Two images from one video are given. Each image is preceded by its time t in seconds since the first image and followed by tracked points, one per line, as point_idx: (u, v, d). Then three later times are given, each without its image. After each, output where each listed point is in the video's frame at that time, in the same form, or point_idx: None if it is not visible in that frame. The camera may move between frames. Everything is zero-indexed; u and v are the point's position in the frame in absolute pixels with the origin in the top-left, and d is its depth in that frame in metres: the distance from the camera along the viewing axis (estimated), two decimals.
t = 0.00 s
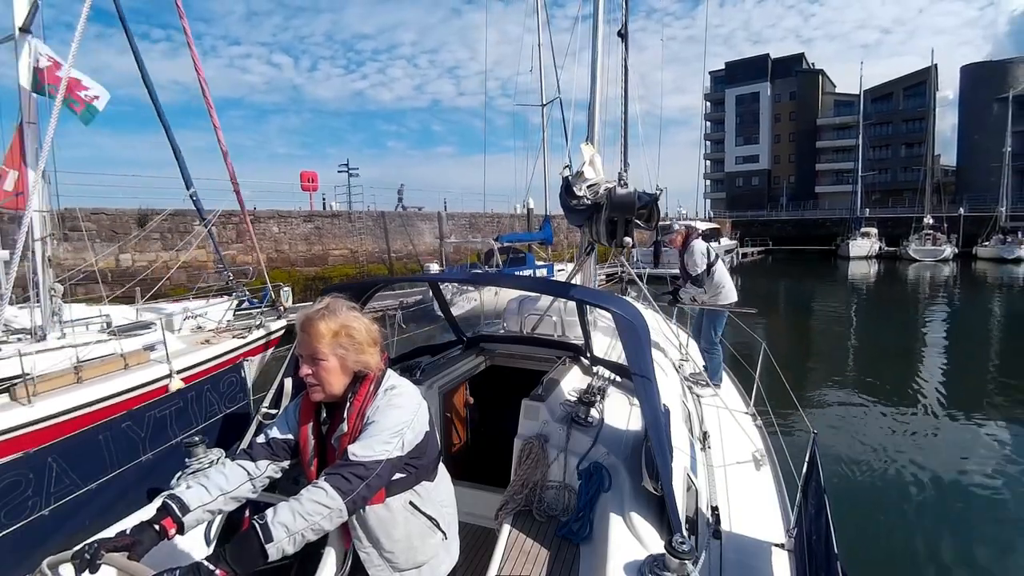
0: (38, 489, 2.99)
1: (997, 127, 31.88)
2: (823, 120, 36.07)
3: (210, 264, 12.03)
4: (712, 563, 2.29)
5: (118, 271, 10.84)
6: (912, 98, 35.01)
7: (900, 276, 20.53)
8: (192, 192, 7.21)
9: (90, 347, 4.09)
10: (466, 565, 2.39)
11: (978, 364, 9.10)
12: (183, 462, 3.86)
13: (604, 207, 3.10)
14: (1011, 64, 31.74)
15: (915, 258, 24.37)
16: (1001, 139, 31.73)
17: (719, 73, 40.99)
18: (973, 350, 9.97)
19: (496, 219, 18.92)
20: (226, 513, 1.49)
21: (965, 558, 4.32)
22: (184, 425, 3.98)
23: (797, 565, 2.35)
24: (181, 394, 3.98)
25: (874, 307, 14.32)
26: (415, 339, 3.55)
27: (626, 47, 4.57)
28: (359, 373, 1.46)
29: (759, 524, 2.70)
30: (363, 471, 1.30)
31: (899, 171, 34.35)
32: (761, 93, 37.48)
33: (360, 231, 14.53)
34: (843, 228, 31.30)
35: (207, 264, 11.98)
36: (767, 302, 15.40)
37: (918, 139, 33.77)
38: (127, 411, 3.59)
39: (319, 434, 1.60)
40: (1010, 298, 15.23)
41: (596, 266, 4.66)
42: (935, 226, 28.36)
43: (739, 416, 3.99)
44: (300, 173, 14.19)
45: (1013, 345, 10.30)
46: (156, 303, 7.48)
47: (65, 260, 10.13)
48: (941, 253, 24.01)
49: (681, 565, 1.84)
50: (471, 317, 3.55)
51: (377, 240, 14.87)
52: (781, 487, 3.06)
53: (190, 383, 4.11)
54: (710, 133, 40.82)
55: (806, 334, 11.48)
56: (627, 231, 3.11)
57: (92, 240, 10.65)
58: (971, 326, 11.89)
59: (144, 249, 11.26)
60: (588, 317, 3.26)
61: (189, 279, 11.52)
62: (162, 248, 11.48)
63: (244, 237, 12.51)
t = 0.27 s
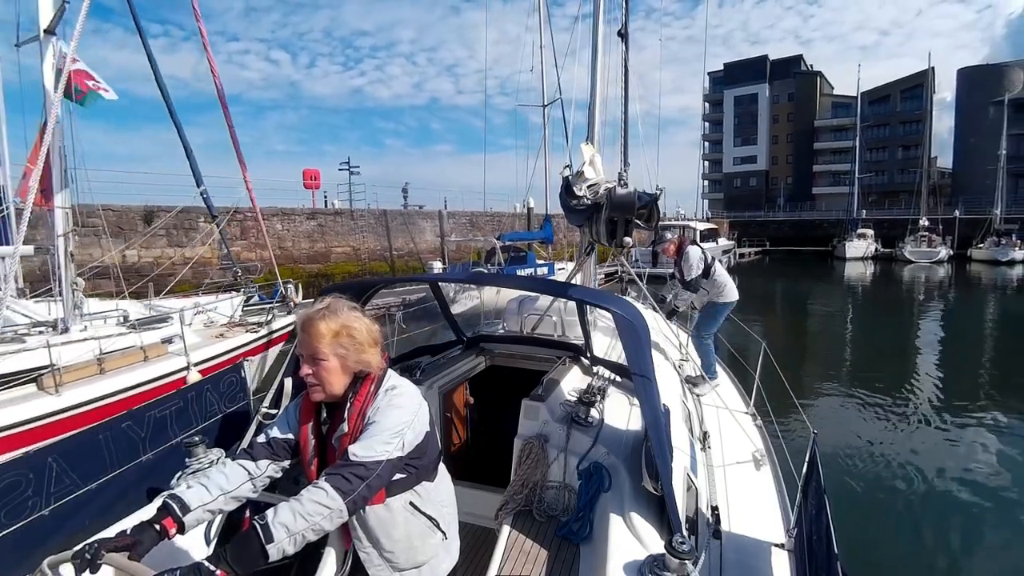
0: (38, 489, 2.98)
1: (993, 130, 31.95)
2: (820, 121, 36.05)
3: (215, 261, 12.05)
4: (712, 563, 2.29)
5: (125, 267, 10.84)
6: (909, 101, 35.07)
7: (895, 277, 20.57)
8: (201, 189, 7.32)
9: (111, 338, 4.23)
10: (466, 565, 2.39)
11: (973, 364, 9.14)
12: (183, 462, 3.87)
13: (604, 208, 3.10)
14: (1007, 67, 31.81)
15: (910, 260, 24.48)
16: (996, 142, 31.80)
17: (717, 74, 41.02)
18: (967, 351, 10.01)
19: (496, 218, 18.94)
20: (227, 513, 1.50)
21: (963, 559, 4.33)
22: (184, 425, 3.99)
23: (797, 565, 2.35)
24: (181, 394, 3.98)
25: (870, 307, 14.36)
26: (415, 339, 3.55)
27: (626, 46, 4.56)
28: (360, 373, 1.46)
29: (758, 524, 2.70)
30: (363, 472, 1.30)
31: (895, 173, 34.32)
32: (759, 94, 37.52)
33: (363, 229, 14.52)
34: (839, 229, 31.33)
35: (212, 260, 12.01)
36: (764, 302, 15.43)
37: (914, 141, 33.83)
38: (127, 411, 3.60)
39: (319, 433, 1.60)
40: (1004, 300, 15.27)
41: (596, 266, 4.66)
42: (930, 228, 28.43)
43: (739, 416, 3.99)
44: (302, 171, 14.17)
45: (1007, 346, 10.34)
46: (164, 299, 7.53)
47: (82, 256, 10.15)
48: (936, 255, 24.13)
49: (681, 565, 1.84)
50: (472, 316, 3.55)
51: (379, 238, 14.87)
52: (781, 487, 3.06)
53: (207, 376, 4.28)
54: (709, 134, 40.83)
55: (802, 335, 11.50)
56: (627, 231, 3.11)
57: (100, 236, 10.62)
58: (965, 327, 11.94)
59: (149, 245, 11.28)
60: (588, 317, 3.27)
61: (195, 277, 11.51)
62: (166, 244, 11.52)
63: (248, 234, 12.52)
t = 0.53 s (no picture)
0: (38, 489, 2.97)
1: (989, 133, 31.99)
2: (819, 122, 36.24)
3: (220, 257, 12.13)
4: (712, 563, 2.28)
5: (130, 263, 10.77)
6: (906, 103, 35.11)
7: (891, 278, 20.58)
8: (212, 187, 7.61)
9: (131, 331, 4.92)
10: (466, 565, 2.39)
11: (968, 365, 9.16)
12: (183, 462, 3.86)
13: (604, 207, 3.10)
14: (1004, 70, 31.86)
15: (906, 261, 24.59)
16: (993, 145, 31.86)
17: (716, 74, 40.99)
18: (959, 351, 10.06)
19: (496, 216, 18.92)
20: (227, 513, 1.49)
21: (960, 558, 4.33)
22: (184, 426, 3.99)
23: (797, 566, 2.35)
24: (181, 394, 3.98)
25: (865, 308, 14.39)
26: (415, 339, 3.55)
27: (625, 46, 4.55)
28: (358, 373, 1.46)
29: (758, 524, 2.70)
30: (363, 472, 1.30)
31: (892, 175, 34.16)
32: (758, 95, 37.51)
33: (365, 227, 14.53)
34: (836, 230, 31.33)
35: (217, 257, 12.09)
36: (761, 302, 15.45)
37: (911, 143, 33.84)
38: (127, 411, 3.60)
39: (319, 433, 1.60)
40: (999, 301, 15.31)
41: (596, 265, 4.65)
42: (926, 230, 28.43)
43: (739, 416, 3.99)
44: (305, 168, 14.14)
45: (1001, 347, 10.37)
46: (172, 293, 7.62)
47: (102, 249, 10.09)
48: (931, 257, 24.17)
49: (681, 566, 1.84)
50: (472, 316, 3.54)
51: (382, 236, 14.87)
52: (781, 487, 3.06)
53: (218, 368, 5.35)
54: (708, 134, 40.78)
55: (799, 334, 11.52)
56: (627, 231, 3.12)
57: (109, 232, 10.61)
58: (960, 328, 11.98)
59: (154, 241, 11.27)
60: (588, 317, 3.28)
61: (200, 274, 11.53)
62: (172, 240, 11.57)
63: (252, 231, 12.56)
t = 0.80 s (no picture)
0: (38, 489, 2.98)
1: (985, 137, 32.07)
2: (816, 124, 36.29)
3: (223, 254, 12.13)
4: (712, 563, 2.28)
5: (135, 257, 10.71)
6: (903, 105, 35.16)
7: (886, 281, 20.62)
8: (222, 185, 7.86)
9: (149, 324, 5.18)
10: (466, 565, 2.39)
11: (964, 366, 9.21)
12: (183, 462, 3.87)
13: (604, 207, 3.10)
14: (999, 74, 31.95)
15: (901, 262, 24.69)
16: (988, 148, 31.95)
17: (715, 75, 41.00)
18: (950, 352, 10.12)
19: (497, 215, 18.91)
20: (227, 513, 1.50)
21: (955, 558, 4.34)
22: (184, 426, 3.99)
23: (797, 566, 2.35)
24: (181, 394, 3.98)
25: (860, 309, 14.44)
26: (415, 339, 3.55)
27: (625, 46, 4.55)
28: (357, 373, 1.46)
29: (758, 524, 2.70)
30: (364, 472, 1.30)
31: (888, 178, 34.18)
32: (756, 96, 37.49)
33: (366, 225, 14.53)
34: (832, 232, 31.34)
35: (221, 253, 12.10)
36: (758, 303, 15.48)
37: (908, 146, 33.90)
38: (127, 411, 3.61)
39: (319, 433, 1.60)
40: (993, 303, 15.38)
41: (596, 265, 4.65)
42: (921, 232, 28.49)
43: (739, 416, 3.99)
44: (308, 166, 14.12)
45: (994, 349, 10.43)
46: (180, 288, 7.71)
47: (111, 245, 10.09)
48: (926, 259, 24.26)
49: (681, 566, 1.84)
50: (472, 315, 3.54)
51: (384, 235, 14.87)
52: (781, 487, 3.06)
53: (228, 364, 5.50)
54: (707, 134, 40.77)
55: (796, 335, 11.54)
56: (626, 231, 3.12)
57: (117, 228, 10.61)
58: (955, 329, 12.03)
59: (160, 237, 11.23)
60: (588, 317, 3.28)
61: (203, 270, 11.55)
62: (177, 236, 11.54)
63: (255, 228, 12.56)
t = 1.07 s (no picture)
0: (38, 489, 2.98)
1: (980, 139, 32.16)
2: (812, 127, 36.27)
3: (227, 251, 12.14)
4: (712, 563, 2.28)
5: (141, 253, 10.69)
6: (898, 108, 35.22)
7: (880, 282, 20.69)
8: (231, 182, 8.03)
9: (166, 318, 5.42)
10: (466, 565, 2.39)
11: (960, 366, 9.25)
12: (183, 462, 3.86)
13: (604, 207, 3.10)
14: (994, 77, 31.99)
15: (896, 264, 24.77)
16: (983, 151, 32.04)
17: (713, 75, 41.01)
18: (944, 352, 10.17)
19: (496, 214, 18.92)
20: (229, 513, 1.50)
21: (955, 557, 4.34)
22: (184, 426, 3.99)
23: (797, 566, 2.35)
24: (181, 394, 3.98)
25: (856, 309, 14.50)
26: (416, 339, 3.55)
27: (625, 47, 4.55)
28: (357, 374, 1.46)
29: (758, 525, 2.70)
30: (365, 473, 1.30)
31: (884, 179, 34.22)
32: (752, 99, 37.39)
33: (367, 223, 14.54)
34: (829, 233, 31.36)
35: (224, 250, 12.11)
36: (754, 303, 15.52)
37: (904, 148, 33.97)
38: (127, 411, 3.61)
39: (319, 433, 1.60)
40: (986, 304, 15.48)
41: (596, 265, 4.65)
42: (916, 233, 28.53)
43: (738, 416, 3.99)
44: (310, 165, 14.10)
45: (988, 349, 10.48)
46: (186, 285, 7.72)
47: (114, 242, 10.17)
48: (921, 260, 24.31)
49: (681, 566, 1.84)
50: (472, 315, 3.54)
51: (384, 233, 14.88)
52: (781, 487, 3.06)
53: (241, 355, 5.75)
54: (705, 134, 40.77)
55: (793, 335, 11.56)
56: (626, 231, 3.12)
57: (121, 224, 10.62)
58: (950, 330, 12.09)
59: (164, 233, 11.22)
60: (588, 317, 3.28)
61: (208, 267, 11.50)
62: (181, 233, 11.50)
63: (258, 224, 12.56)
